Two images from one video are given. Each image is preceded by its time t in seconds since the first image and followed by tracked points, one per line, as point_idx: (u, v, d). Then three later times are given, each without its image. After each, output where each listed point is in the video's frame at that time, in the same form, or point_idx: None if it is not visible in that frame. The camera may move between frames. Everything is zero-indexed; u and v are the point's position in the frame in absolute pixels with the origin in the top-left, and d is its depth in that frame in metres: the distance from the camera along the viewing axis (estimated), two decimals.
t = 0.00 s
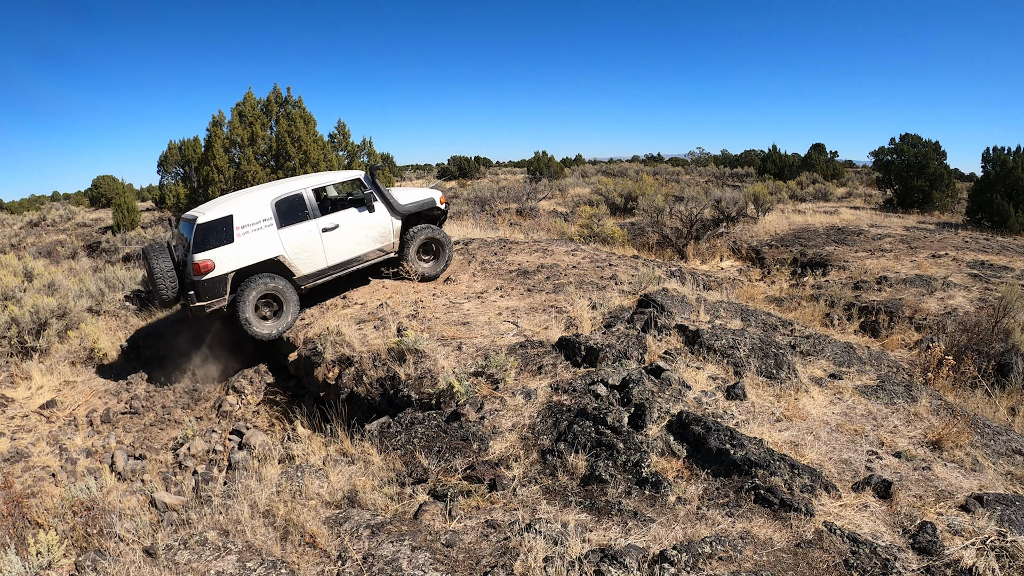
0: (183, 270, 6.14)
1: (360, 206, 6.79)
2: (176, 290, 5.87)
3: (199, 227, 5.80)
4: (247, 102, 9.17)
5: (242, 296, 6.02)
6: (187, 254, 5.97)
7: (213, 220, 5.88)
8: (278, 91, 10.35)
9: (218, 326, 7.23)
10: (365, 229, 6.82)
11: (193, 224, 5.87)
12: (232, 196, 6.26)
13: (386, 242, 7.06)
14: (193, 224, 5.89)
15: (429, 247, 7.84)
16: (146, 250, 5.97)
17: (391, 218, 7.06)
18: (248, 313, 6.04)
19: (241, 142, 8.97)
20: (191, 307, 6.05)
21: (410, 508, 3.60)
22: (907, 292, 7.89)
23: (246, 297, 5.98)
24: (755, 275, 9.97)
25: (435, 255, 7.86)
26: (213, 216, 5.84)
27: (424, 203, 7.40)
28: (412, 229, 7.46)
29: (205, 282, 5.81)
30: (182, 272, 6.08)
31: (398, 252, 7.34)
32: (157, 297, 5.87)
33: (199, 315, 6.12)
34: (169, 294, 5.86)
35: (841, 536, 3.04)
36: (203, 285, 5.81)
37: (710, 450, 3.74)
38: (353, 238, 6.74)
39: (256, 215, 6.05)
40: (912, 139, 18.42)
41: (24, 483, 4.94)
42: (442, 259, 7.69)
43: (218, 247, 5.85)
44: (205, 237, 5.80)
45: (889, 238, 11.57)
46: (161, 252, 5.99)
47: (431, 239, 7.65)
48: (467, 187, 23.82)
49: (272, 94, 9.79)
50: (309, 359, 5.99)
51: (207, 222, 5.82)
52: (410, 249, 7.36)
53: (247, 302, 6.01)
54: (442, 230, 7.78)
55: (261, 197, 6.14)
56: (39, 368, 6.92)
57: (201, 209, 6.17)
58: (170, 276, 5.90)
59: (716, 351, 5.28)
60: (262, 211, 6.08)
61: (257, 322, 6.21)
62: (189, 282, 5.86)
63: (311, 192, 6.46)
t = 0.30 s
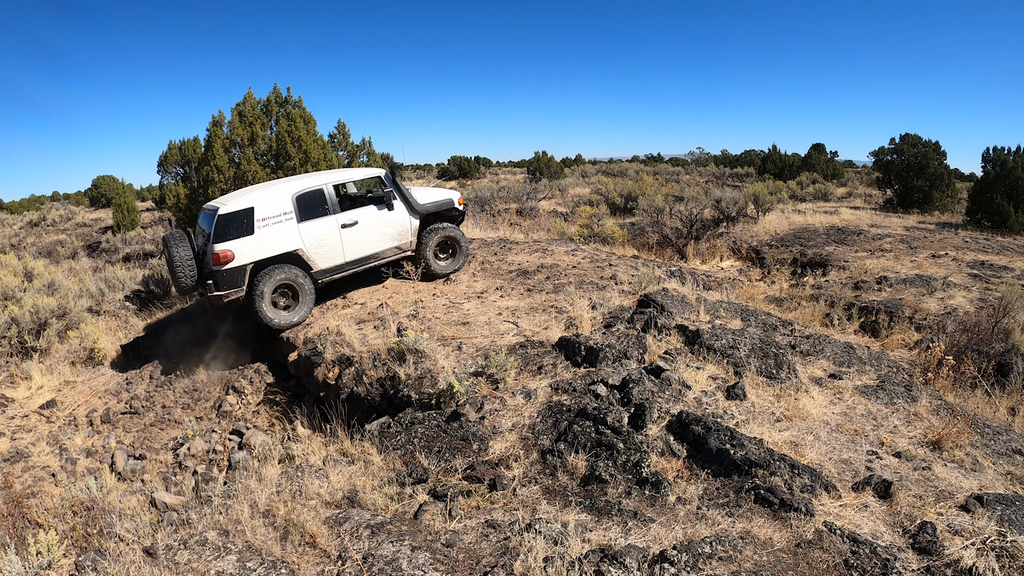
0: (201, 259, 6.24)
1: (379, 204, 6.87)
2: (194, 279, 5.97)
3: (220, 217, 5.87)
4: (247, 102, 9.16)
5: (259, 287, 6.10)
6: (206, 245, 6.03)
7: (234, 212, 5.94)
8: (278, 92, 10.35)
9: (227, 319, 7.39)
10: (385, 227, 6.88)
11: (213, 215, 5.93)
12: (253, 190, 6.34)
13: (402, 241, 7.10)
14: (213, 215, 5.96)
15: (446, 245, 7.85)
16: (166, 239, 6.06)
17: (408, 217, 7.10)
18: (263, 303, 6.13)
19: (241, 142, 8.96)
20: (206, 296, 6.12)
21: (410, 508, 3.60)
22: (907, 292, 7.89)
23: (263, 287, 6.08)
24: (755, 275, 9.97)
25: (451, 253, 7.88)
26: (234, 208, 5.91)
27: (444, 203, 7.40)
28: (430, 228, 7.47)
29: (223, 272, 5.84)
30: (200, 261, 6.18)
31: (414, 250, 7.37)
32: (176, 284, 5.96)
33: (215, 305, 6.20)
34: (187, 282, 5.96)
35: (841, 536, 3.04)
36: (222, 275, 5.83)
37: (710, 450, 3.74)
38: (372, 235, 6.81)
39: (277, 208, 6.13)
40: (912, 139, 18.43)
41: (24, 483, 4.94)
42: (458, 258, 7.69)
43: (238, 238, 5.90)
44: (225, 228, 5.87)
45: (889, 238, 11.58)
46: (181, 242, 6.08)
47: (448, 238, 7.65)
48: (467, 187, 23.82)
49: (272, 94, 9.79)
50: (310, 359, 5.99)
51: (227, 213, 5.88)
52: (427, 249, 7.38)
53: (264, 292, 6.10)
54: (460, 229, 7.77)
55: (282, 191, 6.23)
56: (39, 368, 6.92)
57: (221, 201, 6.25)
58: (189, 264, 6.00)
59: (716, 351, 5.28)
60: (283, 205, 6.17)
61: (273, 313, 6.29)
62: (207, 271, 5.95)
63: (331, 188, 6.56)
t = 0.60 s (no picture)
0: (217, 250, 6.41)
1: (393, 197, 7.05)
2: (209, 270, 6.14)
3: (237, 209, 6.05)
4: (247, 102, 9.16)
5: (276, 279, 6.28)
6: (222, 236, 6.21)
7: (250, 203, 6.13)
8: (277, 91, 10.33)
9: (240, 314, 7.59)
10: (398, 220, 7.07)
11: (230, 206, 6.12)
12: (269, 182, 6.52)
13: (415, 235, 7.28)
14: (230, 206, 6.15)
15: (457, 241, 8.04)
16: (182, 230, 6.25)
17: (421, 211, 7.30)
18: (280, 295, 6.32)
19: (241, 142, 8.95)
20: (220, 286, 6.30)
21: (410, 508, 3.60)
22: (907, 292, 7.90)
23: (279, 279, 6.27)
24: (755, 275, 9.97)
25: (461, 249, 8.10)
26: (250, 200, 6.09)
27: (455, 198, 7.62)
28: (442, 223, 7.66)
29: (240, 262, 6.04)
30: (215, 252, 6.34)
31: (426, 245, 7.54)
32: (192, 275, 6.13)
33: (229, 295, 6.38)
34: (203, 272, 6.13)
35: (841, 536, 3.04)
36: (238, 265, 6.01)
37: (710, 450, 3.74)
38: (384, 228, 7.00)
39: (293, 201, 6.31)
40: (912, 139, 18.43)
41: (24, 483, 4.94)
42: (468, 253, 7.88)
43: (254, 229, 6.09)
44: (242, 219, 6.06)
45: (889, 238, 11.58)
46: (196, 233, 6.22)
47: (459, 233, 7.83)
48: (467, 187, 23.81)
49: (272, 94, 9.79)
50: (310, 358, 5.99)
51: (244, 205, 6.06)
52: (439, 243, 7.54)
53: (281, 284, 6.30)
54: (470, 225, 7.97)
55: (298, 184, 6.40)
56: (39, 368, 6.92)
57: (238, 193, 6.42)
58: (205, 255, 6.17)
59: (716, 351, 5.28)
60: (298, 197, 6.34)
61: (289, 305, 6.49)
62: (222, 262, 6.11)
63: (345, 182, 6.73)
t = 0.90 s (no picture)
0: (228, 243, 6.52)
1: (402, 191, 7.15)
2: (220, 261, 6.24)
3: (248, 200, 6.16)
4: (247, 102, 9.16)
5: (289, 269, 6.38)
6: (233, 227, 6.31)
7: (261, 195, 6.24)
8: (277, 91, 10.31)
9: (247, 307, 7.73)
10: (407, 213, 7.18)
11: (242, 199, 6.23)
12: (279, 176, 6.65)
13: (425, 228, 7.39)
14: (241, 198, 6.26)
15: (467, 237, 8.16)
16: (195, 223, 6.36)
17: (430, 205, 7.39)
18: (292, 285, 6.41)
19: (241, 142, 8.94)
20: (230, 278, 6.38)
21: (410, 508, 3.60)
22: (907, 292, 7.90)
23: (292, 271, 6.38)
24: (755, 275, 9.97)
25: (469, 246, 8.13)
26: (261, 191, 6.21)
27: (463, 193, 7.70)
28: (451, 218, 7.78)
29: (250, 252, 6.12)
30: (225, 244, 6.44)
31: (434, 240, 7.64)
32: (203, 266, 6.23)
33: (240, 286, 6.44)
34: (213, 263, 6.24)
35: (841, 536, 3.04)
36: (249, 254, 6.10)
37: (710, 450, 3.74)
38: (394, 221, 7.09)
39: (303, 193, 6.41)
40: (912, 139, 18.43)
41: (24, 483, 4.94)
42: (476, 249, 7.99)
43: (265, 219, 6.19)
44: (253, 210, 6.16)
45: (889, 238, 11.58)
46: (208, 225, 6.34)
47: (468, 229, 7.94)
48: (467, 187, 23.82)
49: (271, 94, 9.79)
50: (309, 358, 5.99)
51: (256, 196, 6.18)
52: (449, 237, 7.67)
53: (293, 276, 6.40)
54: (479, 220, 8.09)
55: (308, 177, 6.52)
56: (39, 368, 6.92)
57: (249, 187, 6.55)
58: (215, 247, 6.28)
59: (716, 351, 5.28)
60: (309, 189, 6.45)
61: (300, 299, 6.59)
62: (233, 253, 6.20)
63: (354, 175, 6.84)
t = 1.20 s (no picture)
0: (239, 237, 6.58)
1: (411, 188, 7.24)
2: (230, 256, 6.31)
3: (259, 195, 6.29)
4: (247, 102, 9.16)
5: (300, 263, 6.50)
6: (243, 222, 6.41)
7: (272, 190, 6.37)
8: (277, 91, 10.30)
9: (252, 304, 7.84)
10: (416, 209, 7.26)
11: (252, 194, 6.37)
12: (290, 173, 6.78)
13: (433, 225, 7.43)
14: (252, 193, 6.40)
15: (475, 233, 8.26)
16: (207, 219, 6.49)
17: (438, 202, 7.47)
18: (303, 277, 6.51)
19: (241, 141, 8.91)
20: (242, 272, 6.47)
21: (410, 508, 3.60)
22: (906, 292, 7.90)
23: (302, 266, 6.49)
24: (755, 275, 9.97)
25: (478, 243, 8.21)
26: (272, 186, 6.34)
27: (472, 190, 7.80)
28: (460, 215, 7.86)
29: (260, 246, 6.22)
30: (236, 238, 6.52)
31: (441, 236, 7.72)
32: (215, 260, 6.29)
33: (250, 280, 6.53)
34: (225, 258, 6.29)
35: (841, 536, 3.05)
36: (259, 248, 6.20)
37: (710, 450, 3.74)
38: (403, 217, 7.18)
39: (313, 189, 6.53)
40: (912, 139, 18.43)
41: (24, 483, 4.94)
42: (484, 246, 8.10)
43: (275, 214, 6.31)
44: (264, 205, 6.30)
45: (889, 238, 11.58)
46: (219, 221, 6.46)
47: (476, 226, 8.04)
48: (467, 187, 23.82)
49: (271, 94, 9.80)
50: (309, 358, 5.99)
51: (266, 191, 6.31)
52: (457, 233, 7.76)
53: (303, 270, 6.51)
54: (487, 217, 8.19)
55: (318, 173, 6.64)
56: (39, 368, 6.93)
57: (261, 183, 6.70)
58: (226, 241, 6.34)
59: (716, 351, 5.29)
60: (318, 186, 6.57)
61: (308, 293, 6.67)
62: (243, 247, 6.25)
63: (364, 172, 6.95)
